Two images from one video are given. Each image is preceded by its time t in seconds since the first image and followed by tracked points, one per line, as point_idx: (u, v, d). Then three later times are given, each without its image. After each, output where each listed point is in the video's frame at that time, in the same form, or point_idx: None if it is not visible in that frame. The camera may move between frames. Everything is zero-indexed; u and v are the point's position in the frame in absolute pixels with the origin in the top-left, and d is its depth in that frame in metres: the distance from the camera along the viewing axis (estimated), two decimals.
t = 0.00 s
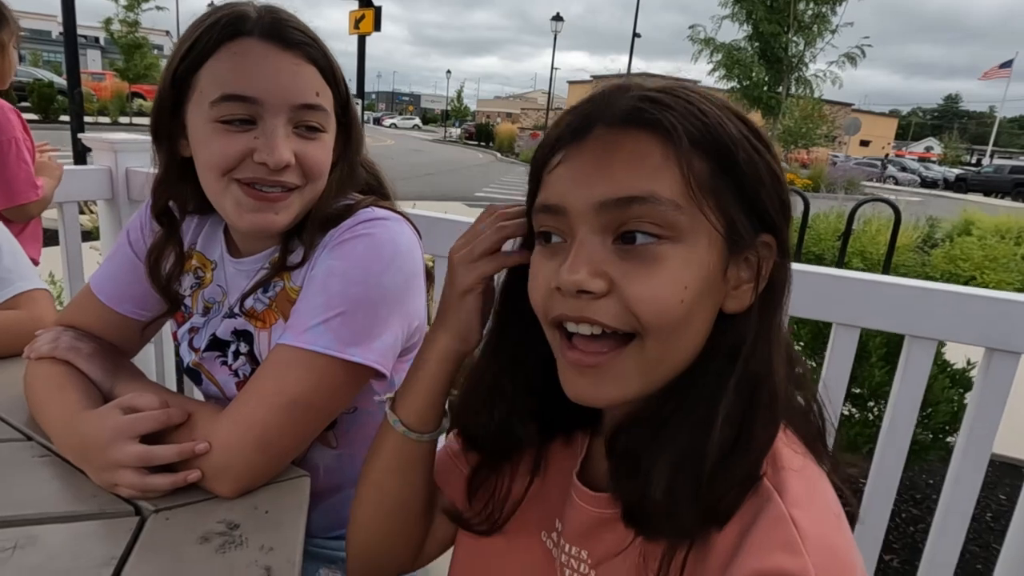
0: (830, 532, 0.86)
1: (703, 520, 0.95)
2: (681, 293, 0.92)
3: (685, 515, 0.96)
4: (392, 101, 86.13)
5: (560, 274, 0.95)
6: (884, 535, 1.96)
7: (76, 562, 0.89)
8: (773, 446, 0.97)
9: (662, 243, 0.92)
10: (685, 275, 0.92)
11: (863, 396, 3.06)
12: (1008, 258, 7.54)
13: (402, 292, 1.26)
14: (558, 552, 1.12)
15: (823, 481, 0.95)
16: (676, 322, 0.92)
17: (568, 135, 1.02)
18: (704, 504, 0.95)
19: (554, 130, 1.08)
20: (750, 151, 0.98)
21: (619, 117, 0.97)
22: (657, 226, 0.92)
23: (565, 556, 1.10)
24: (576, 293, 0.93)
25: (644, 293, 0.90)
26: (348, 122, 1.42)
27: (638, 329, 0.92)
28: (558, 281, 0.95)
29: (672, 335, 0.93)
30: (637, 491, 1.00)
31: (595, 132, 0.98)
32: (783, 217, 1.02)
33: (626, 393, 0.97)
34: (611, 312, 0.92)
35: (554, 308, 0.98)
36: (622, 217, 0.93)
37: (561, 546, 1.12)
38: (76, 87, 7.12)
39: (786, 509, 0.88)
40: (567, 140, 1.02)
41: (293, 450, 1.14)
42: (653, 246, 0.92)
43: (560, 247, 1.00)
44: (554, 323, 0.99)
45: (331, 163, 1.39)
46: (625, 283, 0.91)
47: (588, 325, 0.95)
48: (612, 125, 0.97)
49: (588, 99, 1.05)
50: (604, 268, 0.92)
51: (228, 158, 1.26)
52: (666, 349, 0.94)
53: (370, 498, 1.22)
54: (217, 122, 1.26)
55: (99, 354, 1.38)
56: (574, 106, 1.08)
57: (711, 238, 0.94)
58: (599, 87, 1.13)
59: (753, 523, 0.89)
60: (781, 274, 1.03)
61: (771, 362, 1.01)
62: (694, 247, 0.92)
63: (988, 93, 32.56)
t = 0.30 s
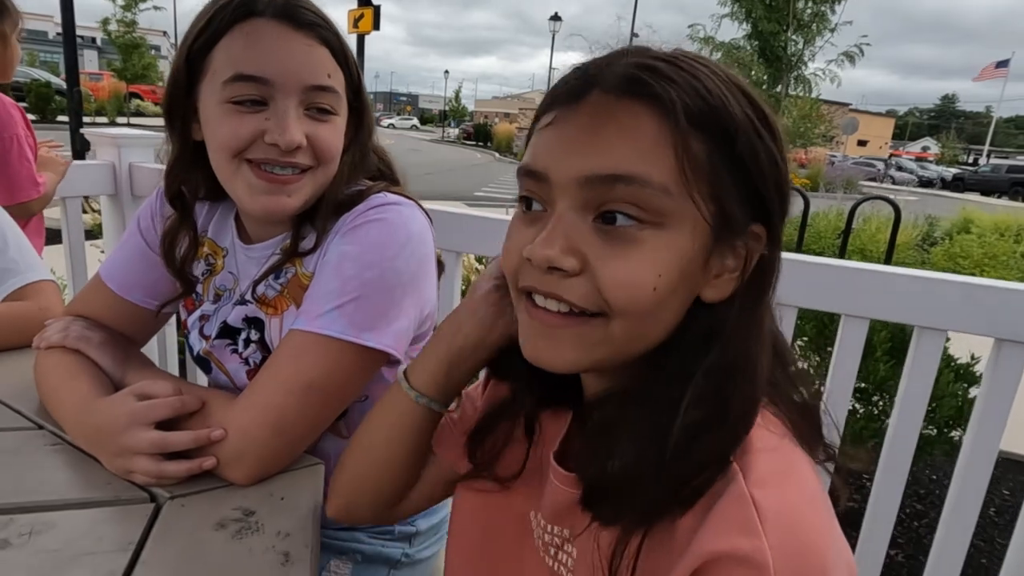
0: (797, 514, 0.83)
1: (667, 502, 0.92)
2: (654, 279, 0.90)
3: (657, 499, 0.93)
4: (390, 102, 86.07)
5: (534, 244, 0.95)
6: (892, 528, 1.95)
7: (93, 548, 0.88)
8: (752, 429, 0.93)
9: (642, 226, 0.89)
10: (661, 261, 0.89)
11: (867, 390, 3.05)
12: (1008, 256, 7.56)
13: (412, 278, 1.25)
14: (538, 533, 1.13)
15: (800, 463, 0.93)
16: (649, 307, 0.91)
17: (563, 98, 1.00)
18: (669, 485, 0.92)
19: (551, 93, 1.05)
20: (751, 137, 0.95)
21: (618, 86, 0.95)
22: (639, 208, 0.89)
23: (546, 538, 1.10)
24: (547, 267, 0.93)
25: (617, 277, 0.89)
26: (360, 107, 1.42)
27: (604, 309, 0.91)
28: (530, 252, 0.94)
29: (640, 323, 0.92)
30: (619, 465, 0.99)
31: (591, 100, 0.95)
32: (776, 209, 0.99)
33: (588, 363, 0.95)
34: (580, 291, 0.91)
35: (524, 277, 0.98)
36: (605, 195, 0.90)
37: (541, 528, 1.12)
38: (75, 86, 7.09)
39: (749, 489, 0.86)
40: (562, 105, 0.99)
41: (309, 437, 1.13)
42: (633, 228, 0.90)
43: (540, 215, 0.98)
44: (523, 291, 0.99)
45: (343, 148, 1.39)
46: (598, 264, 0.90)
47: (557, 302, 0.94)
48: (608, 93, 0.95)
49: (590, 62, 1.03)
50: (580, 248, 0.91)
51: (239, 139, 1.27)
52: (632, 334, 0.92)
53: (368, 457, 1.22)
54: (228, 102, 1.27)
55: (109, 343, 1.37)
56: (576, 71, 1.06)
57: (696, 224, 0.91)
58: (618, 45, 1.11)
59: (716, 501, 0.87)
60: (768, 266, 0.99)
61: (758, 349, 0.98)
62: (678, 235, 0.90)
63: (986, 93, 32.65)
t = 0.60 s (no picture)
0: (811, 509, 0.82)
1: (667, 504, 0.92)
2: (644, 243, 0.88)
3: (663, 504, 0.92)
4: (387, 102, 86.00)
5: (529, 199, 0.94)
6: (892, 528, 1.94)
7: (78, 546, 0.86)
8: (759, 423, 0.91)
9: (638, 189, 0.88)
10: (656, 227, 0.88)
11: (867, 389, 3.04)
12: (1004, 256, 7.57)
13: (408, 270, 1.24)
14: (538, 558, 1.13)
15: (807, 454, 0.91)
16: (638, 272, 0.89)
17: (578, 64, 1.01)
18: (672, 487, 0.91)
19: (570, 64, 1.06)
20: (763, 118, 0.93)
21: (631, 53, 0.95)
22: (636, 170, 0.88)
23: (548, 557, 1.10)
24: (539, 221, 0.92)
25: (606, 237, 0.88)
26: (353, 95, 1.40)
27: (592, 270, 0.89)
28: (524, 206, 0.94)
29: (629, 288, 0.90)
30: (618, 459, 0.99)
31: (604, 65, 0.96)
32: (786, 200, 0.96)
33: (574, 324, 0.93)
34: (569, 250, 0.90)
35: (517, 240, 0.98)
36: (602, 153, 0.90)
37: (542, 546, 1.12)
38: (70, 85, 7.03)
39: (763, 484, 0.84)
40: (576, 70, 1.00)
41: (301, 434, 1.11)
42: (629, 189, 0.88)
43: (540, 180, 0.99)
44: (516, 251, 0.98)
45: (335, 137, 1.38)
46: (590, 222, 0.89)
47: (546, 261, 0.93)
48: (621, 60, 0.95)
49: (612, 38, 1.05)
50: (572, 204, 0.90)
51: (228, 128, 1.27)
52: (619, 299, 0.90)
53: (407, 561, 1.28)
54: (216, 90, 1.27)
55: (97, 338, 1.34)
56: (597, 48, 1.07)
57: (694, 196, 0.89)
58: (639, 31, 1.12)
59: (728, 503, 0.86)
60: (772, 261, 0.96)
61: (763, 343, 0.96)
62: (675, 203, 0.88)
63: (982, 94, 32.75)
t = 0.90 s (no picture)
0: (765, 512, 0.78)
1: (632, 510, 0.92)
2: (595, 249, 0.89)
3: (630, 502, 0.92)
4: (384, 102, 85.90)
5: (487, 208, 0.98)
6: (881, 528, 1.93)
7: (48, 548, 0.85)
8: (719, 424, 0.89)
9: (589, 196, 0.89)
10: (606, 232, 0.89)
11: (857, 388, 3.04)
12: (997, 256, 7.60)
13: (388, 268, 1.23)
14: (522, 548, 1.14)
15: (773, 448, 0.87)
16: (590, 277, 0.90)
17: (538, 72, 1.02)
18: (650, 488, 0.90)
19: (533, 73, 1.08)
20: (718, 121, 0.92)
21: (584, 60, 0.96)
22: (586, 176, 0.89)
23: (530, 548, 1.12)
24: (495, 229, 0.95)
25: (557, 244, 0.90)
26: (334, 92, 1.40)
27: (544, 275, 0.92)
28: (483, 215, 0.97)
29: (582, 293, 0.91)
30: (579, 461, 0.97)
31: (559, 74, 0.97)
32: (744, 204, 0.95)
33: (533, 330, 0.96)
34: (523, 256, 0.93)
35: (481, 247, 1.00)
36: (554, 162, 0.91)
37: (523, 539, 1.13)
38: (61, 84, 6.98)
39: (725, 489, 0.82)
40: (534, 79, 1.02)
41: (280, 434, 1.10)
42: (579, 197, 0.90)
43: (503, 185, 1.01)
44: (479, 257, 1.02)
45: (316, 134, 1.38)
46: (541, 228, 0.91)
47: (506, 269, 0.96)
48: (574, 67, 0.96)
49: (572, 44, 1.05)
50: (527, 213, 0.92)
51: (206, 124, 1.27)
52: (576, 304, 0.92)
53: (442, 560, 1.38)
54: (193, 87, 1.26)
55: (76, 338, 1.33)
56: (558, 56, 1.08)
57: (644, 200, 0.89)
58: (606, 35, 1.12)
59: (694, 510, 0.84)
60: (734, 265, 0.96)
61: (722, 344, 0.95)
62: (625, 209, 0.89)
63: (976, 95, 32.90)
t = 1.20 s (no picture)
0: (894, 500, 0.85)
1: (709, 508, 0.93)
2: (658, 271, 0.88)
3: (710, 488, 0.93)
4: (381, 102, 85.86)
5: (540, 235, 0.95)
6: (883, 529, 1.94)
7: (59, 553, 0.85)
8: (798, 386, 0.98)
9: (647, 221, 0.87)
10: (666, 255, 0.87)
11: (856, 389, 3.05)
12: (993, 257, 7.63)
13: (393, 270, 1.23)
14: (568, 545, 1.10)
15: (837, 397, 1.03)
16: (651, 300, 0.89)
17: (577, 86, 1.00)
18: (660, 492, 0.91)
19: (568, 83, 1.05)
20: (768, 132, 0.93)
21: (628, 75, 0.94)
22: (641, 199, 0.88)
23: (582, 537, 1.08)
24: (553, 258, 0.93)
25: (620, 268, 0.88)
26: (339, 94, 1.40)
27: (606, 300, 0.90)
28: (537, 243, 0.94)
29: (645, 315, 0.90)
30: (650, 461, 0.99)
31: (603, 89, 0.95)
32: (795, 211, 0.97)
33: (595, 353, 0.95)
34: (584, 282, 0.91)
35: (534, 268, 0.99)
36: (611, 186, 0.89)
37: (572, 528, 1.09)
38: (58, 85, 6.97)
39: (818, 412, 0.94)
40: (573, 94, 0.99)
41: (288, 437, 1.10)
42: (640, 222, 0.88)
43: (551, 204, 0.99)
44: (532, 280, 1.00)
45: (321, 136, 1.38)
46: (600, 253, 0.89)
47: (565, 294, 0.94)
48: (618, 83, 0.94)
49: (607, 52, 1.03)
50: (585, 237, 0.90)
51: (210, 126, 1.27)
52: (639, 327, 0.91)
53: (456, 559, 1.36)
54: (198, 89, 1.27)
55: (82, 341, 1.33)
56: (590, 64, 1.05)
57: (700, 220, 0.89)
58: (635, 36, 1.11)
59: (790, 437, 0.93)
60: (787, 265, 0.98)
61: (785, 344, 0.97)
62: (684, 230, 0.87)
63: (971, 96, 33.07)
